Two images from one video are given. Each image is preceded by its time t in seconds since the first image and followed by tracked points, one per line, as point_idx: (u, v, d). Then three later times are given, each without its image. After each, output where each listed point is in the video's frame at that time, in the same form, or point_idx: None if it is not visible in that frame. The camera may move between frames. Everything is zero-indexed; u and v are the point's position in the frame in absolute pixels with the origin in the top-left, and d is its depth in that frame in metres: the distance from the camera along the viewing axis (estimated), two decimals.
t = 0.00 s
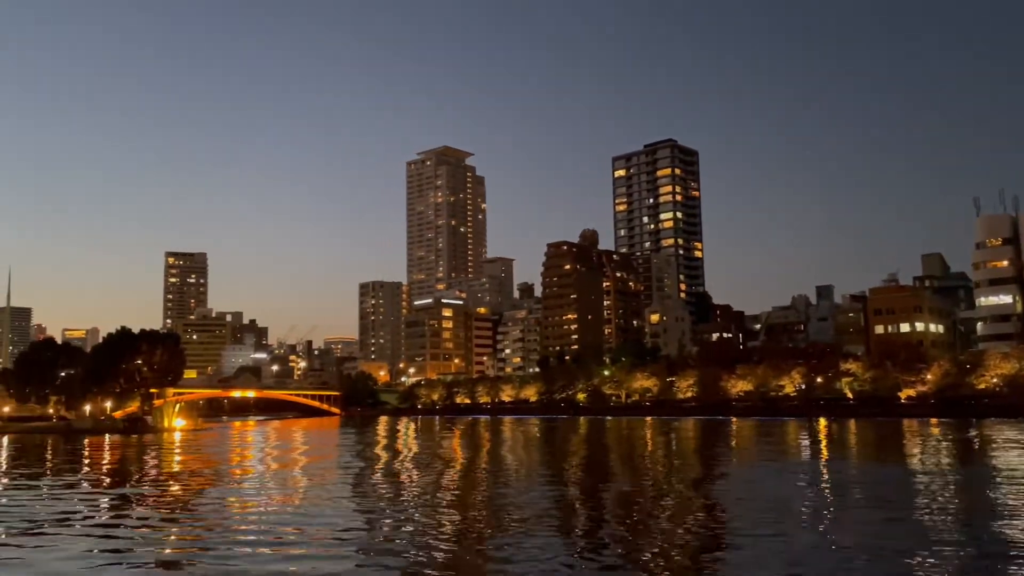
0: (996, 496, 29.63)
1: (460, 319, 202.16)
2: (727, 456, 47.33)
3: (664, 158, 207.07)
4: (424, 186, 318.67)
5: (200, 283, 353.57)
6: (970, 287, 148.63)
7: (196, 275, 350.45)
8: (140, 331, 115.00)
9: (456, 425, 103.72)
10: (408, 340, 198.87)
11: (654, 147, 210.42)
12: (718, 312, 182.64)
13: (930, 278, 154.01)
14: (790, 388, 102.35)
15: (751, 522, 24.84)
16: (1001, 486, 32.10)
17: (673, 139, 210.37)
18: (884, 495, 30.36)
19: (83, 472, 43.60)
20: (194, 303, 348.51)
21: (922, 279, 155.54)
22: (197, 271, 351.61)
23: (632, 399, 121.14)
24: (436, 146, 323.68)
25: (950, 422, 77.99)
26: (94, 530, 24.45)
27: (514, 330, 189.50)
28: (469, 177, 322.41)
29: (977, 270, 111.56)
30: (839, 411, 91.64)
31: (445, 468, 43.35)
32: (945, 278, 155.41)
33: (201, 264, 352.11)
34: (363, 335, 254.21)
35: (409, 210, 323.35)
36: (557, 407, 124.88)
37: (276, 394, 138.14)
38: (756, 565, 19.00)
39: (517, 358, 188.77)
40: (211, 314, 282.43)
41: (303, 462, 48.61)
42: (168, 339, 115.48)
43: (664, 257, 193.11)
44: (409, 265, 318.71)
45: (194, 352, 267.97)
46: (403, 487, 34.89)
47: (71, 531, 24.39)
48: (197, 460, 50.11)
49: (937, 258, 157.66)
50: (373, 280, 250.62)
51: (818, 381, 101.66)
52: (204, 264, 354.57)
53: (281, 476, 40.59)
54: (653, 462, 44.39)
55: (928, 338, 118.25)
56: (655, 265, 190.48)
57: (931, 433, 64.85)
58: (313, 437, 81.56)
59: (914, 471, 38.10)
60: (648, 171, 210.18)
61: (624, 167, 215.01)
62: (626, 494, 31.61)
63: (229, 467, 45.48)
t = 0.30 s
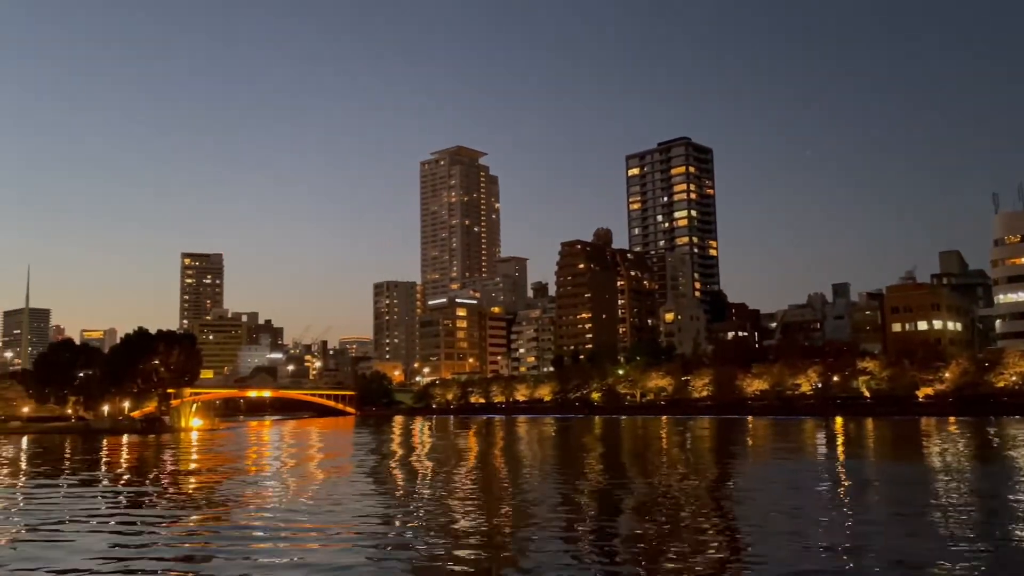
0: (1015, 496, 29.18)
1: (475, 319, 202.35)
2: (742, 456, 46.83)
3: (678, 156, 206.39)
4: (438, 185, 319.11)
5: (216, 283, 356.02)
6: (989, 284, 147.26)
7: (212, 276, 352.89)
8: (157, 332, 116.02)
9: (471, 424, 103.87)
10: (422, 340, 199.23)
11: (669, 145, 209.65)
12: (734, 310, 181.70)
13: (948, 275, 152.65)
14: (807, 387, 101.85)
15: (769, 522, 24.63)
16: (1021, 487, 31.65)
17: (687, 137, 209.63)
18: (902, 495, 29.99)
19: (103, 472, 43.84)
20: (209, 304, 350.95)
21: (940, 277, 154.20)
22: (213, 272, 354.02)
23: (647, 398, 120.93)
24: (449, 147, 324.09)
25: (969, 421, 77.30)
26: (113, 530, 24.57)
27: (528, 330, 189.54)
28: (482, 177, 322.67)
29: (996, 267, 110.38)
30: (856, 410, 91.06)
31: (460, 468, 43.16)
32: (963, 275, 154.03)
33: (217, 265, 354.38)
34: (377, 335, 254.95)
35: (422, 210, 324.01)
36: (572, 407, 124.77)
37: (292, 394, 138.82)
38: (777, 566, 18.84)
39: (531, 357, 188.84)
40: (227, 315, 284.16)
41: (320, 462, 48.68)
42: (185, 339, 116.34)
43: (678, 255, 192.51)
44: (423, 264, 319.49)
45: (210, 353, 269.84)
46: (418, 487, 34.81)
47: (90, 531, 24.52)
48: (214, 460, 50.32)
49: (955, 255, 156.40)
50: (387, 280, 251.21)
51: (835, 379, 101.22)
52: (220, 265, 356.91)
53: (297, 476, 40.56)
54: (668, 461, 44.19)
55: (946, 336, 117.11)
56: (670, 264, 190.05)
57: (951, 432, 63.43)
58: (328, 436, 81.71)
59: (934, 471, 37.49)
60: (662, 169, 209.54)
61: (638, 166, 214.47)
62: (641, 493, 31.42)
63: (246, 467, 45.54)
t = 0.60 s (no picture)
0: None
1: (488, 319, 202.41)
2: (757, 455, 46.09)
3: (692, 154, 205.59)
4: (451, 185, 319.39)
5: (231, 284, 358.17)
6: (1007, 281, 145.62)
7: (228, 277, 355.06)
8: (174, 332, 116.78)
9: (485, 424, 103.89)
10: (436, 340, 199.53)
11: (682, 143, 208.99)
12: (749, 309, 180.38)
13: (965, 272, 151.27)
14: (823, 386, 101.51)
15: (787, 522, 24.36)
16: None
17: (701, 135, 208.80)
18: (920, 495, 29.58)
19: (120, 472, 43.94)
20: (225, 304, 353.20)
21: (957, 274, 152.67)
22: (228, 273, 356.19)
23: (662, 397, 120.68)
24: (462, 146, 324.43)
25: (986, 420, 76.28)
26: (130, 530, 24.63)
27: (542, 329, 189.43)
28: (495, 177, 322.70)
29: (1014, 264, 109.19)
30: (873, 408, 90.52)
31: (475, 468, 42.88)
32: (981, 272, 152.44)
33: (232, 266, 356.44)
34: (391, 335, 255.51)
35: (436, 210, 324.50)
36: (586, 406, 124.56)
37: (306, 394, 139.41)
38: (795, 566, 18.68)
39: (545, 357, 188.74)
40: (242, 315, 285.74)
41: (334, 462, 48.64)
42: (201, 339, 117.24)
43: (693, 254, 191.75)
44: (436, 264, 320.04)
45: (226, 353, 271.49)
46: (432, 487, 34.75)
47: (108, 531, 24.62)
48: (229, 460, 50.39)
49: (972, 252, 154.90)
50: (401, 280, 251.56)
51: (851, 378, 100.72)
52: (236, 265, 359.18)
53: (313, 475, 40.48)
54: (683, 461, 43.90)
55: (963, 333, 115.74)
56: (684, 262, 189.36)
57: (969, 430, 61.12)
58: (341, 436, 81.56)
59: (953, 470, 36.89)
60: (675, 167, 208.79)
61: (651, 164, 213.77)
62: (656, 492, 31.23)
63: (261, 467, 45.55)
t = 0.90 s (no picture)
0: None
1: (501, 318, 202.37)
2: (773, 455, 45.29)
3: (705, 153, 204.88)
4: (463, 185, 319.76)
5: (245, 284, 359.95)
6: None
7: (242, 278, 357.06)
8: (189, 333, 117.50)
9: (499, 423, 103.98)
10: (449, 339, 199.65)
11: (695, 141, 208.29)
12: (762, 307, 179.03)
13: (982, 270, 149.93)
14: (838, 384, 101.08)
15: (802, 522, 24.14)
16: None
17: (714, 133, 208.10)
18: (938, 495, 29.13)
19: (137, 472, 44.10)
20: (239, 305, 355.02)
21: (974, 272, 151.35)
22: (242, 273, 358.12)
23: (676, 396, 120.45)
24: (475, 147, 324.84)
25: (1003, 418, 75.48)
26: (143, 529, 24.66)
27: (555, 329, 189.27)
28: (508, 176, 322.76)
29: None
30: (890, 407, 89.88)
31: (488, 468, 42.72)
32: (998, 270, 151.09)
33: (247, 266, 358.47)
34: (404, 335, 255.95)
35: (448, 210, 324.97)
36: (600, 405, 124.26)
37: (321, 394, 139.84)
38: (813, 566, 18.51)
39: (558, 356, 188.65)
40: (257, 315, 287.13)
41: (348, 462, 48.66)
42: (217, 340, 117.96)
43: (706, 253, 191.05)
44: (449, 264, 320.49)
45: (240, 353, 272.87)
46: (444, 487, 34.61)
47: (122, 530, 24.69)
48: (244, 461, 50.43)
49: (989, 250, 153.57)
50: (414, 280, 251.78)
51: (867, 376, 100.26)
52: (250, 266, 361.23)
53: (328, 475, 40.55)
54: (696, 461, 43.61)
55: (980, 332, 114.55)
56: (697, 261, 188.84)
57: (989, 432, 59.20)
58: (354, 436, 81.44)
59: (969, 470, 36.36)
60: (688, 166, 208.07)
61: (664, 163, 213.13)
62: (669, 492, 31.03)
63: (275, 468, 45.42)
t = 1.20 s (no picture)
0: None
1: (514, 318, 202.40)
2: (786, 455, 45.06)
3: (718, 151, 204.07)
4: (475, 185, 319.95)
5: (259, 285, 361.67)
6: None
7: (256, 279, 358.80)
8: (203, 333, 118.15)
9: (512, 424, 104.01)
10: (461, 339, 199.76)
11: (708, 139, 207.44)
12: (776, 306, 178.09)
13: (999, 268, 148.44)
14: (853, 383, 100.53)
15: (815, 522, 23.95)
16: None
17: (727, 132, 207.25)
18: (954, 495, 28.78)
19: (153, 472, 44.33)
20: (252, 306, 356.72)
21: (990, 270, 149.90)
22: (256, 274, 359.75)
23: (689, 396, 120.16)
24: (486, 147, 325.05)
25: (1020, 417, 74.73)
26: (155, 529, 24.69)
27: (568, 329, 189.10)
28: (520, 176, 322.76)
29: None
30: (905, 407, 88.99)
31: (501, 468, 42.68)
32: (1015, 267, 149.59)
33: (260, 267, 360.04)
34: (417, 335, 256.35)
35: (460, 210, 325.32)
36: (613, 404, 123.91)
37: (334, 394, 140.24)
38: (826, 566, 18.34)
39: (571, 356, 188.51)
40: (271, 316, 288.47)
41: (362, 461, 48.81)
42: (231, 340, 118.61)
43: (719, 252, 190.30)
44: (461, 264, 320.73)
45: (255, 354, 274.21)
46: (456, 487, 34.55)
47: (133, 530, 24.74)
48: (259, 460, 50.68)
49: (1005, 247, 152.04)
50: (426, 281, 252.06)
51: (882, 375, 99.90)
52: (264, 267, 362.79)
53: (343, 475, 40.53)
54: (712, 460, 43.29)
55: (997, 330, 113.33)
56: (710, 260, 188.26)
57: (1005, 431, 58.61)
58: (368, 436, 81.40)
59: (985, 470, 35.90)
60: (701, 164, 207.28)
61: (677, 161, 212.38)
62: (684, 493, 30.90)
63: (287, 467, 45.56)
